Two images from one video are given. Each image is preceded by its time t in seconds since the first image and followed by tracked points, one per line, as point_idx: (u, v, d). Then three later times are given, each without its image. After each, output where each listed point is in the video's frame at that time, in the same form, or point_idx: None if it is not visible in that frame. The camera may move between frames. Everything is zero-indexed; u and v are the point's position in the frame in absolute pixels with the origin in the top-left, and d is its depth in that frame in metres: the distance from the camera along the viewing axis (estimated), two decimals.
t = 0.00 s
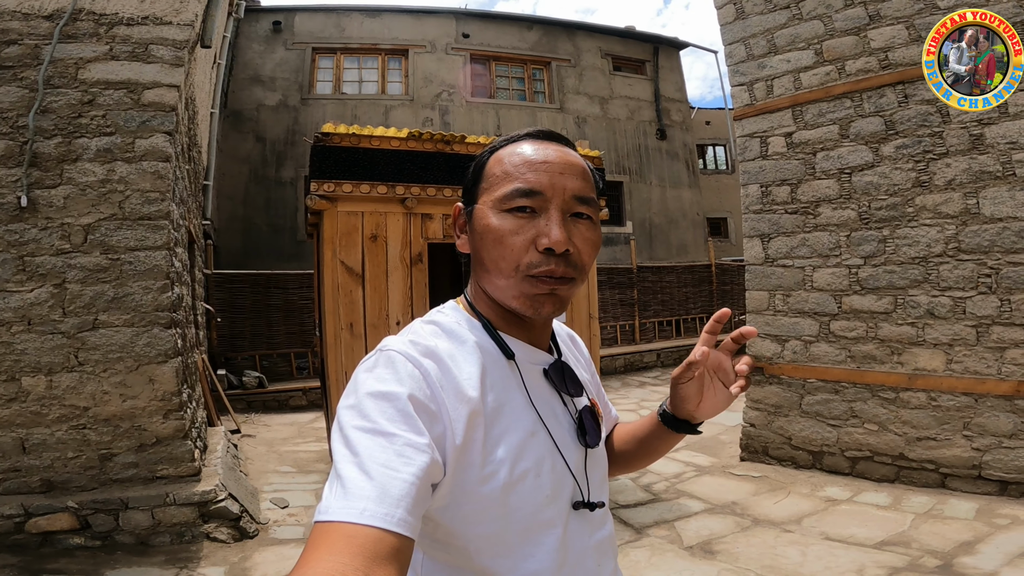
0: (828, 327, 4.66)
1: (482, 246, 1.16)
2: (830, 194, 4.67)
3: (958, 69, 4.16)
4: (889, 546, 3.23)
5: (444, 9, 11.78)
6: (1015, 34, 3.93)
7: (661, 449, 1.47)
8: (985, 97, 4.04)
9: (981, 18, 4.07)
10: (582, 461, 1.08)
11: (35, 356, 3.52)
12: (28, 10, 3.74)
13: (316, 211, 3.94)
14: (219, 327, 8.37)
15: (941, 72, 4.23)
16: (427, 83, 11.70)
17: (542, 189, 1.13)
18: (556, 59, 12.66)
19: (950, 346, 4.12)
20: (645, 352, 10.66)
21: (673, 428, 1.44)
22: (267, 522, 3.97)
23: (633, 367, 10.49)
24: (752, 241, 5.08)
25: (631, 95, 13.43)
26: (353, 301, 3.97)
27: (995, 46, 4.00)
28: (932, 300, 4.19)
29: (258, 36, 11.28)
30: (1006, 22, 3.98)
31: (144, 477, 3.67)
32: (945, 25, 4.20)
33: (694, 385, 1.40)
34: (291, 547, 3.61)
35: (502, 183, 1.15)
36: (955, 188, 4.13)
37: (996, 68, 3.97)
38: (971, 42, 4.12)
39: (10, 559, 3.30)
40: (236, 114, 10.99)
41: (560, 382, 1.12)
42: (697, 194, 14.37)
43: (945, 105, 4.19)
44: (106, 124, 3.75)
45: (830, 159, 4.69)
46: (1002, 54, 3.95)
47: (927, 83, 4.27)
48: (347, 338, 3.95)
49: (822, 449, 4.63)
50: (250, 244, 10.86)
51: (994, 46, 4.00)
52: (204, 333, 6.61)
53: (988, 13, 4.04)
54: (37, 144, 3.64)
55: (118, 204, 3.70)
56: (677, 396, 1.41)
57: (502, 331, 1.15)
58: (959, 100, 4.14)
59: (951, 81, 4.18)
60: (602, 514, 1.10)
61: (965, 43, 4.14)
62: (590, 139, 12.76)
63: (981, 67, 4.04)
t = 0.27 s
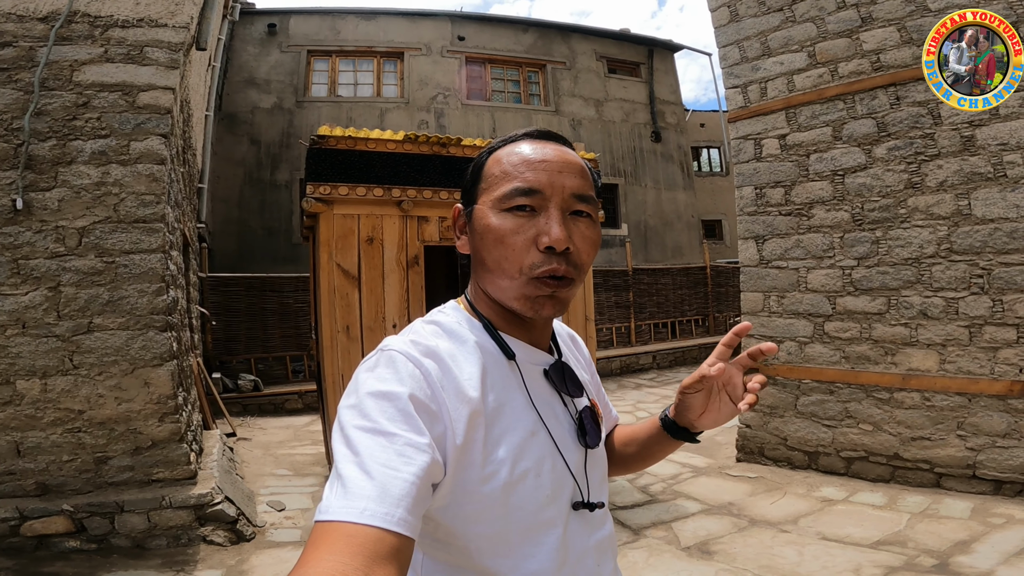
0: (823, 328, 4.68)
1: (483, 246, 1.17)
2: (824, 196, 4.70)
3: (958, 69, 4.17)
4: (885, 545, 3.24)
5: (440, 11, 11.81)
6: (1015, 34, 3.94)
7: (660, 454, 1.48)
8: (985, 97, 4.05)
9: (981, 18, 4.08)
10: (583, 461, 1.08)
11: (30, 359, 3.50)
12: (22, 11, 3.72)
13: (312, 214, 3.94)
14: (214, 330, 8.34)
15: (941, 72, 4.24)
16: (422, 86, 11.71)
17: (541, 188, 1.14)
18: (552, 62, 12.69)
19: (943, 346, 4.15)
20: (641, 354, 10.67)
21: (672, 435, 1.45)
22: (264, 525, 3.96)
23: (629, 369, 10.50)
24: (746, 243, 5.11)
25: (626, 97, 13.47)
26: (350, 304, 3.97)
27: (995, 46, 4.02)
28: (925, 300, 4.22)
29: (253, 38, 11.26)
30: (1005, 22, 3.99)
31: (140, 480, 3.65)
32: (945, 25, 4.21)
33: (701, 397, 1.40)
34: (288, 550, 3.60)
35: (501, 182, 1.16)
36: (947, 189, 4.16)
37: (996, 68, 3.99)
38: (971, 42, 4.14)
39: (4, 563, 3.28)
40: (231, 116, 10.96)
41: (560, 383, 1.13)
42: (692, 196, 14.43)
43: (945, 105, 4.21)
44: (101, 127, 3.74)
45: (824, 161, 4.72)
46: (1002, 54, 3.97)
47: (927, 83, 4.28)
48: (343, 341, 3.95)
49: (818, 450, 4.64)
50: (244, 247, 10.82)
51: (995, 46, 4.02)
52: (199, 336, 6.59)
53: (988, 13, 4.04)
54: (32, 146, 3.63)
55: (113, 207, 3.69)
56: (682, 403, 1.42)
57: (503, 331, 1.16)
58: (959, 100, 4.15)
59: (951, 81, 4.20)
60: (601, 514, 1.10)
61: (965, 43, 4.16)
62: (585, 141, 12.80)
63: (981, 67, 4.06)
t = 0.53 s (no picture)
0: (820, 326, 4.70)
1: (484, 244, 1.16)
2: (820, 194, 4.71)
3: (958, 69, 4.15)
4: (885, 543, 3.25)
5: (435, 12, 11.81)
6: (1015, 33, 3.91)
7: (663, 455, 1.48)
8: (985, 97, 4.03)
9: (981, 18, 4.06)
10: (584, 461, 1.09)
11: (28, 362, 3.49)
12: (17, 14, 3.71)
13: (310, 215, 3.94)
14: (212, 333, 8.32)
15: (941, 72, 4.22)
16: (419, 87, 11.71)
17: (541, 184, 1.14)
18: (548, 62, 12.70)
19: (940, 343, 4.16)
20: (639, 353, 10.68)
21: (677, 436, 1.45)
22: (265, 527, 3.96)
23: (628, 368, 10.51)
24: (743, 241, 5.12)
25: (622, 97, 13.49)
26: (348, 305, 3.97)
27: (995, 47, 3.99)
28: (921, 297, 4.24)
29: (248, 40, 11.25)
30: (1006, 22, 3.96)
31: (140, 483, 3.64)
32: (945, 25, 4.19)
33: (714, 406, 1.40)
34: (289, 552, 3.59)
35: (501, 180, 1.16)
36: (942, 187, 4.18)
37: (996, 68, 3.97)
38: (971, 42, 4.12)
39: (5, 566, 3.28)
40: (227, 118, 10.94)
41: (562, 381, 1.13)
42: (689, 196, 14.45)
43: (945, 105, 4.19)
44: (97, 129, 3.73)
45: (819, 159, 4.73)
46: (1002, 54, 3.95)
47: (927, 83, 4.26)
48: (342, 342, 3.95)
49: (817, 447, 4.66)
50: (242, 249, 10.80)
51: (995, 46, 3.99)
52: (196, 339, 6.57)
53: (988, 13, 4.02)
54: (28, 150, 3.62)
55: (109, 210, 3.68)
56: (693, 408, 1.42)
57: (503, 329, 1.16)
58: (959, 101, 4.14)
59: (951, 81, 4.18)
60: (603, 514, 1.11)
61: (965, 43, 4.14)
62: (582, 141, 12.81)
63: (981, 67, 4.04)
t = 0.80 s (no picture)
0: (819, 329, 4.71)
1: (503, 237, 1.14)
2: (818, 197, 4.73)
3: (958, 69, 4.16)
4: (883, 544, 3.25)
5: (436, 15, 11.85)
6: (1015, 33, 3.94)
7: (663, 458, 1.49)
8: (985, 97, 4.04)
9: (981, 18, 4.08)
10: (584, 460, 1.09)
11: (28, 363, 3.50)
12: (19, 16, 3.73)
13: (310, 218, 3.95)
14: (212, 335, 8.33)
15: (941, 72, 4.23)
16: (419, 90, 11.74)
17: (561, 178, 1.16)
18: (548, 65, 12.73)
19: (938, 346, 4.17)
20: (639, 356, 10.69)
21: (678, 441, 1.45)
22: (264, 529, 3.96)
23: (628, 371, 10.50)
24: (742, 245, 5.14)
25: (622, 100, 13.52)
26: (348, 307, 3.98)
27: (995, 46, 4.02)
28: (919, 300, 4.25)
29: (249, 43, 11.28)
30: (1006, 22, 3.99)
31: (139, 484, 3.64)
32: (945, 24, 4.21)
33: (716, 413, 1.40)
34: (287, 553, 3.59)
35: (519, 174, 1.16)
36: (940, 190, 4.19)
37: (996, 68, 3.99)
38: (971, 42, 4.14)
39: (3, 567, 3.28)
40: (227, 121, 10.97)
41: (563, 381, 1.14)
42: (689, 199, 14.47)
43: (946, 105, 4.20)
44: (98, 131, 3.74)
45: (817, 162, 4.75)
46: (1002, 54, 3.97)
47: (927, 83, 4.27)
48: (342, 344, 3.95)
49: (815, 450, 4.66)
50: (242, 251, 10.82)
51: (994, 46, 4.02)
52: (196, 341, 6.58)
53: (988, 13, 4.05)
54: (30, 151, 3.63)
55: (111, 211, 3.69)
56: (696, 415, 1.40)
57: (507, 328, 1.16)
58: (959, 100, 4.14)
59: (951, 81, 4.19)
60: (602, 512, 1.11)
61: (965, 43, 4.15)
62: (582, 144, 12.84)
63: (982, 67, 4.05)
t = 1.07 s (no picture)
0: (826, 335, 4.68)
1: (516, 233, 1.14)
2: (825, 202, 4.71)
3: (958, 69, 4.18)
4: (890, 551, 3.22)
5: (444, 21, 11.94)
6: (1015, 34, 3.97)
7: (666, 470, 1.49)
8: (985, 97, 4.06)
9: (981, 18, 4.11)
10: (585, 460, 1.10)
11: (38, 363, 3.53)
12: (35, 20, 3.79)
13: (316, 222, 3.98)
14: (219, 338, 8.38)
15: (941, 72, 4.25)
16: (426, 95, 11.81)
17: (573, 178, 1.18)
18: (555, 71, 12.78)
19: (947, 352, 4.13)
20: (645, 362, 10.64)
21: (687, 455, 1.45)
22: (267, 531, 3.96)
23: (634, 377, 10.46)
24: (748, 250, 5.12)
25: (629, 105, 13.54)
26: (354, 312, 3.99)
27: (995, 46, 4.04)
28: (927, 306, 4.21)
29: (259, 48, 11.40)
30: (1005, 22, 4.02)
31: (144, 484, 3.66)
32: (945, 25, 4.23)
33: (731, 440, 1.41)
34: (290, 555, 3.59)
35: (532, 173, 1.17)
36: (948, 195, 4.16)
37: (996, 68, 4.00)
38: (971, 42, 4.16)
39: (9, 566, 3.30)
40: (237, 125, 11.07)
41: (564, 381, 1.14)
42: (696, 205, 14.44)
43: (945, 105, 4.22)
44: (110, 134, 3.79)
45: (824, 168, 4.73)
46: (1002, 54, 3.99)
47: (927, 83, 4.29)
48: (347, 348, 3.97)
49: (822, 457, 4.62)
50: (250, 255, 10.89)
51: (995, 46, 4.04)
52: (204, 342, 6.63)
53: (988, 13, 4.08)
54: (43, 154, 3.68)
55: (121, 214, 3.73)
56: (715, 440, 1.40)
57: (510, 328, 1.17)
58: (959, 100, 4.16)
59: (951, 81, 4.21)
60: (603, 511, 1.12)
61: (965, 43, 4.18)
62: (589, 149, 12.85)
63: (981, 67, 4.06)
